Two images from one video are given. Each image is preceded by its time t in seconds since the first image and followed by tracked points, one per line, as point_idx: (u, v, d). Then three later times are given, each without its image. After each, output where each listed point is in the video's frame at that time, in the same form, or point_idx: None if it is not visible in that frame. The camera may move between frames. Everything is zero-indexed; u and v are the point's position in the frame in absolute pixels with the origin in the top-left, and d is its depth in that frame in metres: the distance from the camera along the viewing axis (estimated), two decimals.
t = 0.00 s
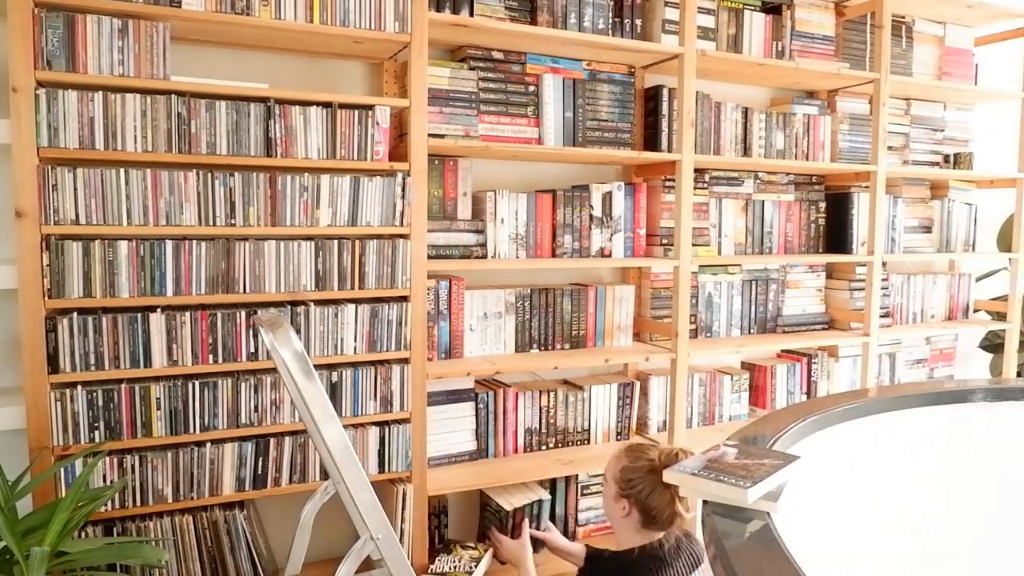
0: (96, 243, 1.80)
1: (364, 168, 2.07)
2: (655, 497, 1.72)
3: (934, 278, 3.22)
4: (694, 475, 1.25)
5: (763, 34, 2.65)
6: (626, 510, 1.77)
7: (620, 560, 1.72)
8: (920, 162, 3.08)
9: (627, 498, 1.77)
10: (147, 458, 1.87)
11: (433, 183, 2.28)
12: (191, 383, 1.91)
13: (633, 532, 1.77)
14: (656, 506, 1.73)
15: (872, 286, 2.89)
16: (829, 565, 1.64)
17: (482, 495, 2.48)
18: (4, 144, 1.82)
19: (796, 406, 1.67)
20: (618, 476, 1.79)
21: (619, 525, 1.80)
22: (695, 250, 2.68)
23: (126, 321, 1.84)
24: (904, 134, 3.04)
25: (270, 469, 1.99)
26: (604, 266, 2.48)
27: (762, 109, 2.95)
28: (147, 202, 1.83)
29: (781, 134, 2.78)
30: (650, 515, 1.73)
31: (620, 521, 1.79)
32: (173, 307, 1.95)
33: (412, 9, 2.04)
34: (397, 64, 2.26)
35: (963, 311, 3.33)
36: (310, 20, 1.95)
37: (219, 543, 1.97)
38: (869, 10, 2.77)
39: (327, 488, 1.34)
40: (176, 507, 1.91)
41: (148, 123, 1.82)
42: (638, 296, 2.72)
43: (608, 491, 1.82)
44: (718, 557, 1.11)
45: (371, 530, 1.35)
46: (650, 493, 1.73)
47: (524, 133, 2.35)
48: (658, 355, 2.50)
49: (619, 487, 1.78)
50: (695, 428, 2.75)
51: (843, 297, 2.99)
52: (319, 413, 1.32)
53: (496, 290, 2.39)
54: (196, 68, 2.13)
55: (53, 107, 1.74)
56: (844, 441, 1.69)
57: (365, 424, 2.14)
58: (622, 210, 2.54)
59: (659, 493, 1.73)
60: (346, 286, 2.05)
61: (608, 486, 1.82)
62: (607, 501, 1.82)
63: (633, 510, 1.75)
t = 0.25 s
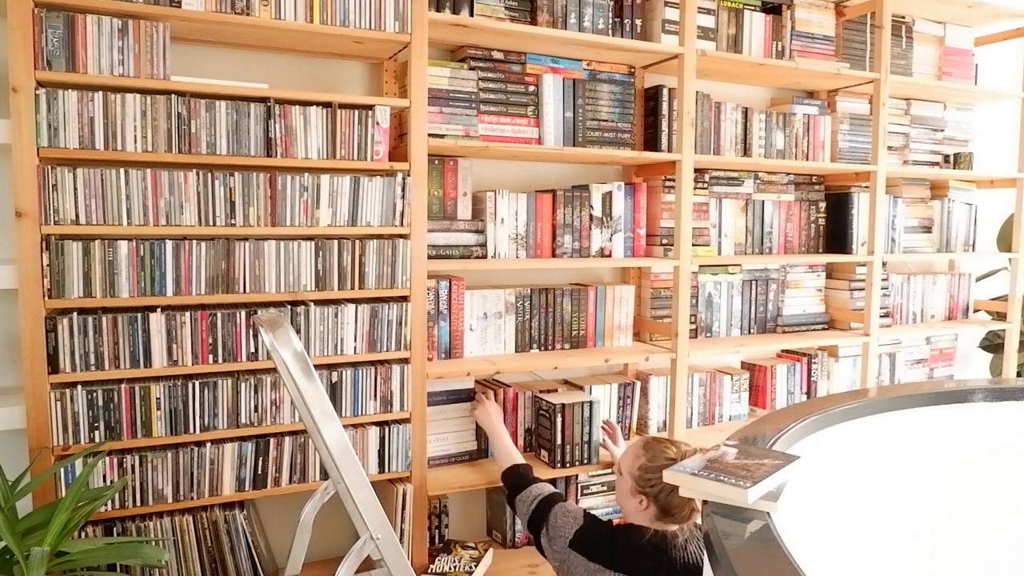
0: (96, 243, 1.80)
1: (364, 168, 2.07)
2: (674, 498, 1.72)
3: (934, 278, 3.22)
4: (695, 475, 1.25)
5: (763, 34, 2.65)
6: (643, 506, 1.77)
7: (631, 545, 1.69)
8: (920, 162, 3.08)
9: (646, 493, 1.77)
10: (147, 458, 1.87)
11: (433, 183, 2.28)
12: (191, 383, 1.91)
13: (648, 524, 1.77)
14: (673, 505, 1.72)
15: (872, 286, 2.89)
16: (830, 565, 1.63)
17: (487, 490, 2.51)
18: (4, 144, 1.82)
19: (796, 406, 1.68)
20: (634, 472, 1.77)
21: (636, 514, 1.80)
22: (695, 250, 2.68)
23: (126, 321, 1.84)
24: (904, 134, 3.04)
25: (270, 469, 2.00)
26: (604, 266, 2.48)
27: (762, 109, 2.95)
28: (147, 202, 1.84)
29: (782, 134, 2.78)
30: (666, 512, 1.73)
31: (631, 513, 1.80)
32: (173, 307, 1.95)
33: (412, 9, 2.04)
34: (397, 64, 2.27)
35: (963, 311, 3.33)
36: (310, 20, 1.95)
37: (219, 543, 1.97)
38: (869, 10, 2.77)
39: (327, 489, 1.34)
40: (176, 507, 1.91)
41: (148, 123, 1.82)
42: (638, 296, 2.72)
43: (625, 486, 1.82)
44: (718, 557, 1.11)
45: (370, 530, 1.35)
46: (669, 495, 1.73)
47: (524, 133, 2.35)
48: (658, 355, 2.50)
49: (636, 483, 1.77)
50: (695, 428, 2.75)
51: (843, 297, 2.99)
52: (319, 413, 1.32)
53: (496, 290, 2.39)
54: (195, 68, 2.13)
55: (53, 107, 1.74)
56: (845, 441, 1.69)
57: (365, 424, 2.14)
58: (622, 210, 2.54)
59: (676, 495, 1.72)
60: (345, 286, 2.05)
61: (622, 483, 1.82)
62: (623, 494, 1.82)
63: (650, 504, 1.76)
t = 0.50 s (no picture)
0: (96, 243, 1.80)
1: (364, 168, 2.07)
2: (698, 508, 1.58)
3: (934, 278, 3.22)
4: (695, 475, 1.25)
5: (763, 34, 2.65)
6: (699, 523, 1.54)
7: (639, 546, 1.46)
8: (920, 162, 3.08)
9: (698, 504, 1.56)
10: (146, 458, 1.87)
11: (433, 183, 2.28)
12: (191, 383, 1.91)
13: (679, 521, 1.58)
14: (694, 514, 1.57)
15: (872, 286, 2.89)
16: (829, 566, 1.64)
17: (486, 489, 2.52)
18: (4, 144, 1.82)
19: (796, 406, 1.68)
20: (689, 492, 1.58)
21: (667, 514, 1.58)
22: (695, 250, 2.68)
23: (126, 321, 1.84)
24: (904, 134, 3.04)
25: (270, 469, 1.99)
26: (604, 266, 2.48)
27: (762, 108, 2.95)
28: (147, 202, 1.83)
29: (782, 134, 2.78)
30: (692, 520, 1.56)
31: (677, 523, 1.53)
32: (173, 307, 1.95)
33: (413, 8, 2.04)
34: (397, 64, 2.27)
35: (963, 311, 3.33)
36: (310, 20, 1.95)
37: (219, 543, 1.97)
38: (869, 10, 2.77)
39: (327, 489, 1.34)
40: (176, 507, 1.91)
41: (148, 123, 1.82)
42: (638, 296, 2.72)
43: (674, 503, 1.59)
44: (718, 557, 1.11)
45: (371, 530, 1.35)
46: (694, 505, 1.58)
47: (524, 133, 2.35)
48: (658, 355, 2.50)
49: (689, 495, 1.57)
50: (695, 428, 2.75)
51: (843, 297, 2.99)
52: (319, 413, 1.32)
53: (496, 290, 2.39)
54: (195, 68, 2.13)
55: (53, 107, 1.74)
56: (845, 442, 1.69)
57: (365, 424, 2.14)
58: (622, 210, 2.54)
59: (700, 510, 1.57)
60: (345, 286, 2.05)
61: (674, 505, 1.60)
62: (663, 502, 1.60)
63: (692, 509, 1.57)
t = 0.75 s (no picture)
0: (96, 243, 1.80)
1: (364, 168, 2.07)
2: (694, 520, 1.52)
3: (934, 278, 3.22)
4: (695, 475, 1.25)
5: (763, 34, 2.65)
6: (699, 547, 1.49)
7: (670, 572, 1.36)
8: (920, 162, 3.08)
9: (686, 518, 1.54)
10: (147, 458, 1.87)
11: (433, 183, 2.28)
12: (191, 383, 1.91)
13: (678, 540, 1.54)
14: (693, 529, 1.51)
15: (872, 286, 2.89)
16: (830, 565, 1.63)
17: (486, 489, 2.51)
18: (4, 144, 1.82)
19: (796, 406, 1.69)
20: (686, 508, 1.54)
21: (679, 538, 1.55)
22: (695, 250, 2.68)
23: (126, 321, 1.84)
24: (904, 134, 3.04)
25: (270, 469, 1.99)
26: (604, 266, 2.48)
27: (762, 108, 2.95)
28: (147, 202, 1.83)
29: (782, 134, 2.78)
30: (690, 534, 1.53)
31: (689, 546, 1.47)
32: (173, 307, 1.95)
33: (413, 9, 2.04)
34: (397, 64, 2.27)
35: (963, 311, 3.33)
36: (310, 20, 1.95)
37: (219, 543, 1.97)
38: (869, 10, 2.77)
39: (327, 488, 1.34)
40: (176, 507, 1.91)
41: (148, 123, 1.82)
42: (638, 296, 2.72)
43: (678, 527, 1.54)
44: (718, 557, 1.11)
45: (371, 530, 1.36)
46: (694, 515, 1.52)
47: (524, 133, 2.35)
48: (658, 355, 2.50)
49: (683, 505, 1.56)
50: (695, 428, 2.75)
51: (843, 297, 2.99)
52: (319, 413, 1.32)
53: (496, 290, 2.39)
54: (195, 68, 2.13)
55: (53, 107, 1.74)
56: (846, 441, 1.70)
57: (365, 424, 2.14)
58: (622, 210, 2.54)
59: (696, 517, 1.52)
60: (345, 286, 2.05)
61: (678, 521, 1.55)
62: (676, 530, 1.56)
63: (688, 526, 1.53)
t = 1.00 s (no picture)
0: (96, 243, 1.80)
1: (364, 168, 2.07)
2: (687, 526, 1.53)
3: (934, 278, 3.22)
4: (695, 475, 1.25)
5: (763, 34, 2.65)
6: (698, 547, 1.48)
7: None
8: (920, 162, 3.08)
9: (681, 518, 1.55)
10: (147, 458, 1.87)
11: (433, 183, 2.28)
12: (191, 383, 1.91)
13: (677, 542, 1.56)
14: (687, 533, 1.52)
15: (872, 286, 2.89)
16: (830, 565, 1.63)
17: (486, 490, 2.51)
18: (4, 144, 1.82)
19: (796, 406, 1.69)
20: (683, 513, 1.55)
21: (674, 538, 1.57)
22: (695, 250, 2.68)
23: (126, 321, 1.84)
24: (904, 134, 3.04)
25: (270, 469, 1.99)
26: (604, 266, 2.48)
27: (762, 108, 2.95)
28: (147, 202, 1.83)
29: (782, 134, 2.78)
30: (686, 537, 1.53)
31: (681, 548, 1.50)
32: (173, 307, 1.95)
33: (413, 9, 2.04)
34: (397, 64, 2.27)
35: (963, 311, 3.33)
36: (310, 20, 1.95)
37: (219, 543, 1.97)
38: (869, 10, 2.77)
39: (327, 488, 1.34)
40: (176, 507, 1.91)
41: (148, 123, 1.82)
42: (638, 296, 2.72)
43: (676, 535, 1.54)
44: (717, 557, 1.11)
45: (371, 530, 1.36)
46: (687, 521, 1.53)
47: (524, 133, 2.35)
48: (658, 355, 2.50)
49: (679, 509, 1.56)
50: (695, 429, 2.75)
51: (843, 297, 2.99)
52: (319, 413, 1.32)
53: (496, 290, 2.39)
54: (195, 68, 2.13)
55: (53, 107, 1.74)
56: (845, 441, 1.70)
57: (365, 424, 2.14)
58: (622, 210, 2.54)
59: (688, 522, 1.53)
60: (345, 286, 2.05)
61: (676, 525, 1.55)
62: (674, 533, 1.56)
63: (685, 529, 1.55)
